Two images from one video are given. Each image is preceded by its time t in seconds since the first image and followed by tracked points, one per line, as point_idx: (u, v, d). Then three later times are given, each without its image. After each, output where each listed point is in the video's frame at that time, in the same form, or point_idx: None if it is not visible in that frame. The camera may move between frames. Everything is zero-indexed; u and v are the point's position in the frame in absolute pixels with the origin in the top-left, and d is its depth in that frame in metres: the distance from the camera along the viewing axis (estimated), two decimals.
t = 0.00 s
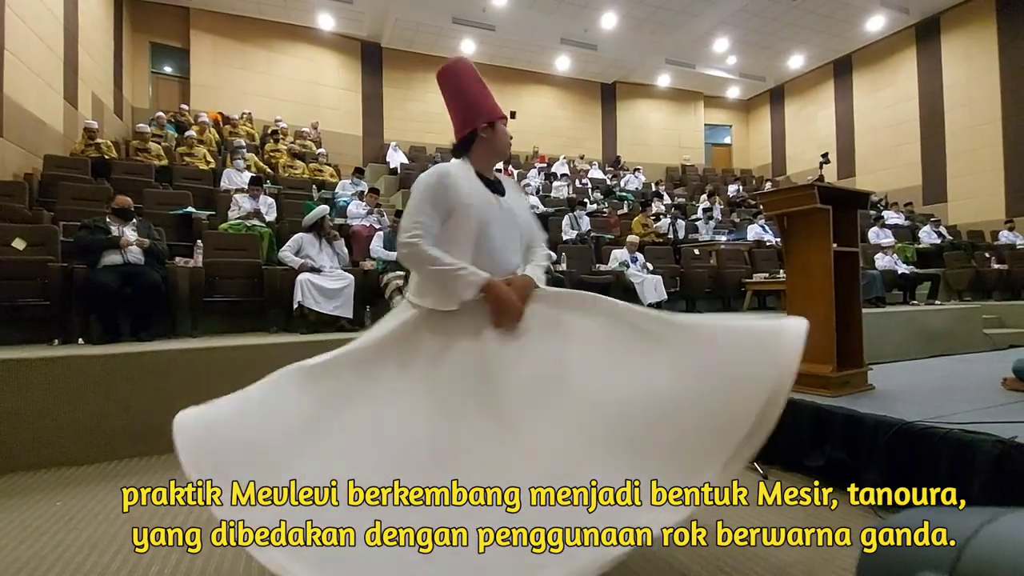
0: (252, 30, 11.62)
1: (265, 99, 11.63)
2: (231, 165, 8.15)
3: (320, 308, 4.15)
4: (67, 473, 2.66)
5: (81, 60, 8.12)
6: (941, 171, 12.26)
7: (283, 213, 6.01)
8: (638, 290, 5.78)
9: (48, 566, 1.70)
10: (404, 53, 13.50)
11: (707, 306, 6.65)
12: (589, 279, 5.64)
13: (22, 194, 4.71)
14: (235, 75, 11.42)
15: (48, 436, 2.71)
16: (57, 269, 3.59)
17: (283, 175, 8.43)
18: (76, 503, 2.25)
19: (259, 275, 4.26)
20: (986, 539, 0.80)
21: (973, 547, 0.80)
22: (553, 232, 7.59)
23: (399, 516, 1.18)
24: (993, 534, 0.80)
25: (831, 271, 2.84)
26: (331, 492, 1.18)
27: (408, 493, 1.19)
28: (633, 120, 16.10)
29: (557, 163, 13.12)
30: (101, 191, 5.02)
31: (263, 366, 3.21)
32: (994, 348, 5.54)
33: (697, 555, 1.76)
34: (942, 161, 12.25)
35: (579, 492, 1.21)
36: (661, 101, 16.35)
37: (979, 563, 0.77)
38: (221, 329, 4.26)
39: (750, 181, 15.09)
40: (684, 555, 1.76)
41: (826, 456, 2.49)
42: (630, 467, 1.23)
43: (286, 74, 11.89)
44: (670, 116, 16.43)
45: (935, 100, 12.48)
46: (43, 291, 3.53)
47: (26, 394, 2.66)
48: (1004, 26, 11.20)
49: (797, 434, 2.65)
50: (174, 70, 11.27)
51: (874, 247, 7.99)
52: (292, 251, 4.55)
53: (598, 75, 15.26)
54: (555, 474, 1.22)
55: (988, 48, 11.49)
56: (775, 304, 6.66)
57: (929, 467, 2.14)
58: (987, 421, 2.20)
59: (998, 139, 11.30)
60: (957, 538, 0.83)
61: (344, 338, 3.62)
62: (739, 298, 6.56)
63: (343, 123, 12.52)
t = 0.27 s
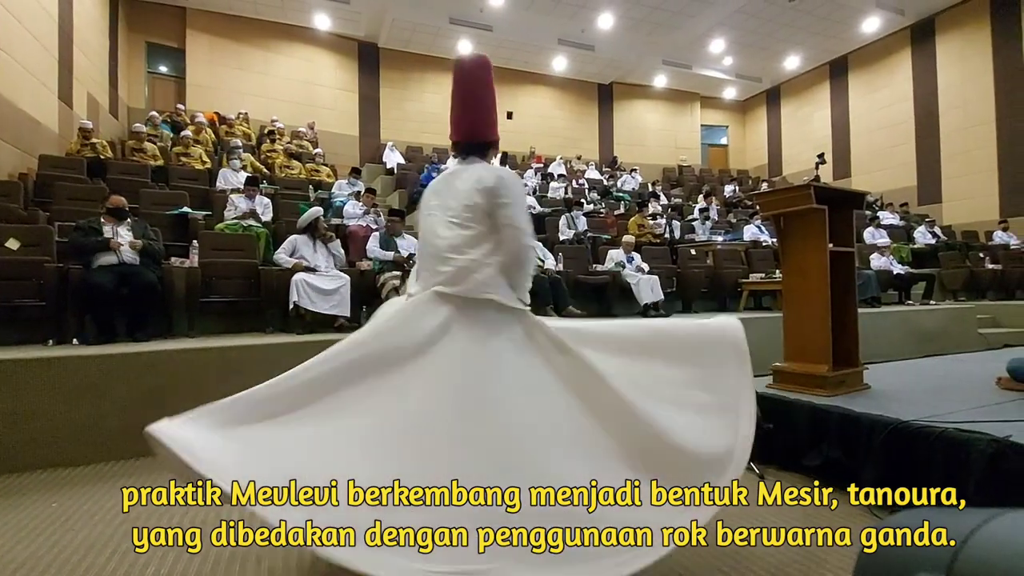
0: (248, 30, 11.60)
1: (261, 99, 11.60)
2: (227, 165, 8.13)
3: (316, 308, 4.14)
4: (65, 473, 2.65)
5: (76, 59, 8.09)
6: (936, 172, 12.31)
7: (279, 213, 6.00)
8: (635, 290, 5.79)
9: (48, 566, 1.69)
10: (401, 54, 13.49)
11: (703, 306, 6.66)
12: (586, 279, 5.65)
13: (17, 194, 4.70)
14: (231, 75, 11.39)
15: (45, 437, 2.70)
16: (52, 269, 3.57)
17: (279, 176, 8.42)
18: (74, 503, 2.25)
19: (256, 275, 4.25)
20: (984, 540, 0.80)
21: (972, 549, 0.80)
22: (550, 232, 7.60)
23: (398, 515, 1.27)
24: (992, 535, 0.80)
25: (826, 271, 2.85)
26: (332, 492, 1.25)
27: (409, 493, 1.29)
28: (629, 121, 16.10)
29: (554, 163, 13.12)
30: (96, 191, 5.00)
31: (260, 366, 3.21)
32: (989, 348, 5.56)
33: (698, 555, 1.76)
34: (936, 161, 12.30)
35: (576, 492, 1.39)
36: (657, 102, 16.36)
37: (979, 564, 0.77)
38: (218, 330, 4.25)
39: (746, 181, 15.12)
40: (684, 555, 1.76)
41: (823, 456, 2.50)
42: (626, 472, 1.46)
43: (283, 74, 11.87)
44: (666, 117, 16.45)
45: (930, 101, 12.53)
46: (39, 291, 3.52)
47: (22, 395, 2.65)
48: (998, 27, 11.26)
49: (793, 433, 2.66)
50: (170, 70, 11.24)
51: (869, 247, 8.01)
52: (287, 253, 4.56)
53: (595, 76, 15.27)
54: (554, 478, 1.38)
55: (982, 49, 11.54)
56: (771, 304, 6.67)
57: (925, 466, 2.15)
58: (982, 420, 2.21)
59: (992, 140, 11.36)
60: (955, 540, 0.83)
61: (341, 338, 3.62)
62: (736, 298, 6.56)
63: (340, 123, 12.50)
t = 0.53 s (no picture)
0: (245, 29, 11.57)
1: (258, 99, 11.58)
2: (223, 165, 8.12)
3: (312, 308, 4.14)
4: (62, 474, 2.65)
5: (72, 59, 8.06)
6: (931, 173, 12.36)
7: (276, 214, 5.99)
8: (631, 290, 5.80)
9: (50, 565, 1.71)
10: (398, 54, 13.48)
11: (700, 306, 6.68)
12: (583, 279, 5.65)
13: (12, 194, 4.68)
14: (227, 75, 11.37)
15: (41, 438, 2.69)
16: (47, 269, 3.56)
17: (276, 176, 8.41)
18: (71, 504, 2.25)
19: (252, 275, 4.23)
20: (982, 541, 0.80)
21: (968, 550, 0.79)
22: (548, 232, 7.61)
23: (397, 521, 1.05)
24: (987, 537, 0.80)
25: (822, 271, 2.86)
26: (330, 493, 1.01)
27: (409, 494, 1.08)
28: (626, 122, 16.13)
29: (551, 163, 13.13)
30: (91, 191, 4.98)
31: (259, 365, 3.21)
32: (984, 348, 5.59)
33: (696, 556, 1.76)
34: (932, 162, 12.35)
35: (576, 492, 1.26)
36: (654, 103, 16.40)
37: (979, 561, 0.76)
38: (215, 330, 4.24)
39: (743, 182, 15.16)
40: (681, 555, 1.77)
41: (819, 456, 2.50)
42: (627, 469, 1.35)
43: (279, 74, 11.85)
44: (663, 117, 16.49)
45: (925, 103, 12.58)
46: (33, 291, 3.50)
47: (18, 396, 2.64)
48: (993, 29, 11.30)
49: (790, 434, 2.67)
50: (166, 70, 11.21)
51: (865, 248, 8.04)
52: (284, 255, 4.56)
53: (592, 76, 15.29)
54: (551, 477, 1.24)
55: (977, 50, 11.58)
56: (767, 304, 6.70)
57: (921, 466, 2.15)
58: (978, 420, 2.22)
59: (987, 141, 11.41)
60: (951, 543, 0.82)
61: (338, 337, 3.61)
62: (732, 298, 6.58)
63: (337, 123, 12.49)
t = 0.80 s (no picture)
0: (243, 29, 11.55)
1: (257, 99, 11.57)
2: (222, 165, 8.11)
3: (311, 308, 4.14)
4: (60, 474, 2.64)
5: (70, 58, 8.05)
6: (929, 173, 12.37)
7: (275, 214, 5.99)
8: (631, 290, 5.80)
9: (48, 565, 1.71)
10: (397, 54, 13.47)
11: (699, 306, 6.68)
12: (582, 279, 5.66)
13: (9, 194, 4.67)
14: (226, 74, 11.35)
15: (39, 438, 2.68)
16: (44, 269, 3.55)
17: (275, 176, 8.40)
18: (70, 504, 2.25)
19: (251, 275, 4.23)
20: (984, 544, 0.79)
21: (971, 554, 0.78)
22: (547, 232, 7.63)
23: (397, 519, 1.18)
24: (991, 540, 0.79)
25: (821, 271, 2.86)
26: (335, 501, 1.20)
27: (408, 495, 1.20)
28: (625, 122, 16.13)
29: (551, 163, 13.13)
30: (89, 191, 4.97)
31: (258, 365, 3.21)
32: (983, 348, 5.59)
33: (696, 555, 1.77)
34: (930, 163, 12.37)
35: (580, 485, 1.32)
36: (653, 103, 16.40)
37: (980, 564, 0.76)
38: (213, 330, 4.24)
39: (741, 182, 15.17)
40: (681, 554, 1.78)
41: (818, 456, 2.49)
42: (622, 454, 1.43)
43: (278, 74, 11.84)
44: (662, 117, 16.50)
45: (924, 103, 12.60)
46: (31, 291, 3.50)
47: (15, 396, 2.63)
48: (992, 30, 11.31)
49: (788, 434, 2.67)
50: (165, 70, 11.20)
51: (864, 248, 8.05)
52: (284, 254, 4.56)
53: (591, 77, 15.30)
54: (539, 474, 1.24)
55: (976, 51, 11.59)
56: (766, 304, 6.70)
57: (920, 466, 2.15)
58: (977, 420, 2.22)
59: (985, 142, 11.43)
60: (954, 544, 0.81)
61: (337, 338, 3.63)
62: (732, 298, 6.58)
63: (336, 123, 12.48)
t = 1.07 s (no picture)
0: (243, 29, 11.55)
1: (256, 99, 11.57)
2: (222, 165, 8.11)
3: (311, 309, 4.14)
4: (60, 475, 2.64)
5: (69, 58, 8.04)
6: (928, 173, 12.39)
7: (274, 213, 5.99)
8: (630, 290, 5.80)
9: (48, 565, 1.70)
10: (397, 54, 13.48)
11: (699, 306, 6.68)
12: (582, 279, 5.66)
13: (8, 193, 4.66)
14: (225, 74, 11.35)
15: (38, 438, 2.68)
16: (44, 269, 3.55)
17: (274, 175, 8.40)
18: (70, 504, 2.24)
19: (250, 275, 4.23)
20: (984, 545, 0.78)
21: (973, 555, 0.77)
22: (546, 232, 7.63)
23: (398, 515, 1.42)
24: (993, 542, 0.78)
25: (821, 271, 2.86)
26: (332, 492, 1.40)
27: (409, 493, 1.44)
28: (625, 122, 16.13)
29: (550, 163, 13.13)
30: (88, 191, 4.96)
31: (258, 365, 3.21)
32: (981, 348, 5.60)
33: (695, 555, 1.77)
34: (930, 163, 12.38)
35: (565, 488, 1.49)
36: (653, 103, 16.40)
37: (983, 563, 0.74)
38: (213, 330, 4.24)
39: (741, 183, 15.18)
40: (680, 554, 1.78)
41: (818, 456, 2.49)
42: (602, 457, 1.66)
43: (278, 74, 11.84)
44: (662, 118, 16.50)
45: (923, 104, 12.61)
46: (30, 291, 3.49)
47: (15, 395, 2.63)
48: (991, 30, 11.33)
49: (788, 434, 2.67)
50: (164, 69, 11.19)
51: (864, 248, 8.05)
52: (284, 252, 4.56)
53: (591, 77, 15.30)
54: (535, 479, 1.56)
55: (975, 52, 11.61)
56: (765, 305, 6.71)
57: (919, 466, 2.15)
58: (977, 420, 2.21)
59: (985, 142, 11.43)
60: (957, 547, 0.79)
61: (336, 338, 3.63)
62: (731, 298, 6.58)
63: (336, 123, 12.48)
